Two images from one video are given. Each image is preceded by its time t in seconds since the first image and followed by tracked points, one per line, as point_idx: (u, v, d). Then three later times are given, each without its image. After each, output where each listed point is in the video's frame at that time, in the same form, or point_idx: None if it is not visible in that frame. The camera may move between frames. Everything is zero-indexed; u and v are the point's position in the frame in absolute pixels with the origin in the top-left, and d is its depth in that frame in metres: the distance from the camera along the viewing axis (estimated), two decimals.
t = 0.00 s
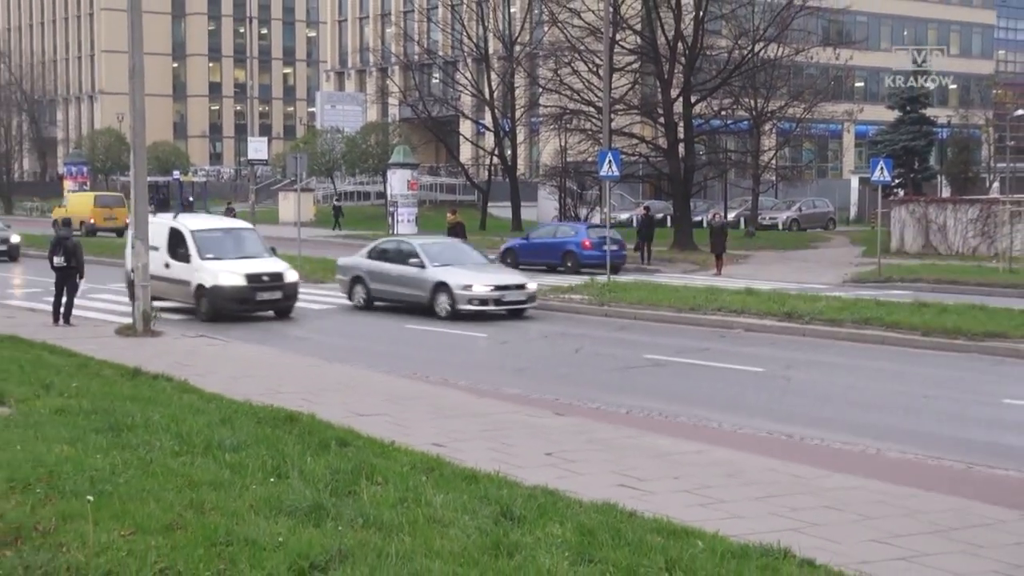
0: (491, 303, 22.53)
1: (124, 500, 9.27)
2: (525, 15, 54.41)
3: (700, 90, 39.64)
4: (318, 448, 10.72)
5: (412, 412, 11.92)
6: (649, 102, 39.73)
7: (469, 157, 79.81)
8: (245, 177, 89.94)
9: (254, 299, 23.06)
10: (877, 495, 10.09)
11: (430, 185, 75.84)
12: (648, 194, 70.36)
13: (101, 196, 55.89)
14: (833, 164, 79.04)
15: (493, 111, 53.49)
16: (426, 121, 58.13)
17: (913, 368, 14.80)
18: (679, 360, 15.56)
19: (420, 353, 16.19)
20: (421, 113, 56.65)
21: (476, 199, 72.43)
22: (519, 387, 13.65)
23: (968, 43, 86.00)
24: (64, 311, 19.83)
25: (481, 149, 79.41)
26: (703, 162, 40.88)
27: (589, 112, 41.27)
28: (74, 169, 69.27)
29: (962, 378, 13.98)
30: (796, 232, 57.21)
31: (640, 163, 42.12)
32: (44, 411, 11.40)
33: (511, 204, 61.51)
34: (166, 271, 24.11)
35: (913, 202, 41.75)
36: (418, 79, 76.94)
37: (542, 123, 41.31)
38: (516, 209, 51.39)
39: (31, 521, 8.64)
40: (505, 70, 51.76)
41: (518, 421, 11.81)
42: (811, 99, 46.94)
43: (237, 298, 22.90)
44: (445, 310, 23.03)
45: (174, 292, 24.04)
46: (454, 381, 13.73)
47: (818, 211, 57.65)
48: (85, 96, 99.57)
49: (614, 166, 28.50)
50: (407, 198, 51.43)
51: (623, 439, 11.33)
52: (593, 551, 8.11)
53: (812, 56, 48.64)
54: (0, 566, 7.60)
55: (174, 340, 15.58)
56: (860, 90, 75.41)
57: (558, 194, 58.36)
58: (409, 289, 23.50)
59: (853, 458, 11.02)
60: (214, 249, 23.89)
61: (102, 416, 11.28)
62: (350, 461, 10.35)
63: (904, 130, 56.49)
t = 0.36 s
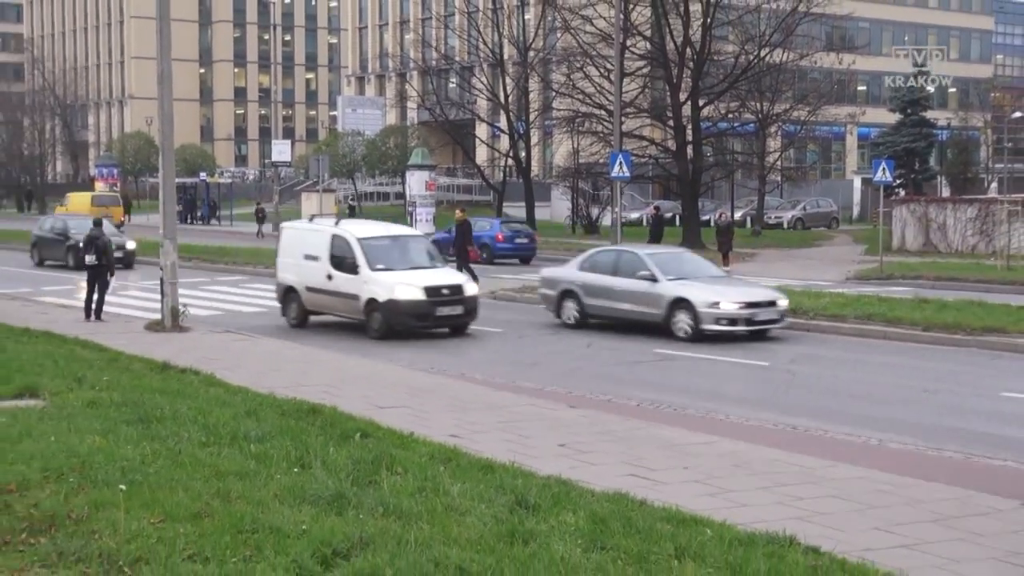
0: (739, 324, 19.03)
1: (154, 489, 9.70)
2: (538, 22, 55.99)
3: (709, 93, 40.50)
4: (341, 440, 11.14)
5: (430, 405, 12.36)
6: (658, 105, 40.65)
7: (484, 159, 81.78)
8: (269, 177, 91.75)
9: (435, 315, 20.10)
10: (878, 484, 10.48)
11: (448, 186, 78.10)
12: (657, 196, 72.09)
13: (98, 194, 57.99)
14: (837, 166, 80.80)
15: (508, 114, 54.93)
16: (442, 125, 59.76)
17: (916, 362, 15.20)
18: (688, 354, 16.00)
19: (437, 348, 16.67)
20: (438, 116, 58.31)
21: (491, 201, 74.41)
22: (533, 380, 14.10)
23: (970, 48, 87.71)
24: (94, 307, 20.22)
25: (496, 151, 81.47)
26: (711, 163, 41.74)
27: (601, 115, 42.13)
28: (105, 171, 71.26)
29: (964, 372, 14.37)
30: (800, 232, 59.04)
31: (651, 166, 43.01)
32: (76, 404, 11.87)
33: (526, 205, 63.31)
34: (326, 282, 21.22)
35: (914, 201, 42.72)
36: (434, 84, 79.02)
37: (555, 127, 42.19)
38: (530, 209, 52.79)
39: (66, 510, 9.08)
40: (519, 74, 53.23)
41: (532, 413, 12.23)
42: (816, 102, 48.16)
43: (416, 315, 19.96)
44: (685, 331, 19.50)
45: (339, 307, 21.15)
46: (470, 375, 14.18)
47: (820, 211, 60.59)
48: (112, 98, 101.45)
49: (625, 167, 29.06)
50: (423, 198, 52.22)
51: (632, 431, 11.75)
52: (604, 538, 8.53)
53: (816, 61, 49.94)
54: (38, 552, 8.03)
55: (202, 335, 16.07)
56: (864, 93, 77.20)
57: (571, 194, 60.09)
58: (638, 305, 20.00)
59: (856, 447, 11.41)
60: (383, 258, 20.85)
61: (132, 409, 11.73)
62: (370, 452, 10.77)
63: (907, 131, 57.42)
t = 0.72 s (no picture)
0: None
1: (181, 479, 10.11)
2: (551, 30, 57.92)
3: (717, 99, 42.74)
4: (361, 431, 11.58)
5: (447, 399, 12.82)
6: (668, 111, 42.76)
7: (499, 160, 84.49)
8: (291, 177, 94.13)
9: (658, 337, 17.35)
10: (879, 476, 10.89)
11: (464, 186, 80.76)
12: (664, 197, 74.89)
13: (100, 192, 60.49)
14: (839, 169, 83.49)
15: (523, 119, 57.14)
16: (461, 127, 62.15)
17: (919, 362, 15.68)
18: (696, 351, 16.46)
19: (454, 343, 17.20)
20: (457, 119, 60.76)
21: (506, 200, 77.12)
22: (547, 375, 14.59)
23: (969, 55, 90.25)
24: (124, 303, 20.85)
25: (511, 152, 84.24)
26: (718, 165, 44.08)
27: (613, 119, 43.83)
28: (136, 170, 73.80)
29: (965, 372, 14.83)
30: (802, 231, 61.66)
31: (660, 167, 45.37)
32: (106, 397, 12.33)
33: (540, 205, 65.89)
34: (524, 298, 18.65)
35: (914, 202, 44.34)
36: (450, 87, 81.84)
37: (568, 130, 43.87)
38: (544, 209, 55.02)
39: (96, 498, 9.49)
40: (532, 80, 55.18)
41: (547, 407, 12.67)
42: (819, 107, 50.64)
43: (638, 337, 17.22)
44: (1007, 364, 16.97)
45: (539, 326, 18.54)
46: (486, 370, 14.66)
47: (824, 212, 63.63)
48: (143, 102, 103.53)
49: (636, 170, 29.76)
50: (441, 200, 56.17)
51: (642, 424, 12.17)
52: (615, 528, 8.93)
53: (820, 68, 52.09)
54: (69, 539, 8.42)
55: (227, 331, 16.58)
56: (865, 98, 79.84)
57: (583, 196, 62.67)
58: (937, 333, 17.59)
59: (859, 441, 11.82)
60: (590, 271, 18.17)
61: (160, 401, 12.19)
62: (389, 444, 11.19)
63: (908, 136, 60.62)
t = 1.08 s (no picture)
0: None
1: (206, 467, 10.50)
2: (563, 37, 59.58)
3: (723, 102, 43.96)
4: (378, 423, 12.02)
5: (464, 391, 13.30)
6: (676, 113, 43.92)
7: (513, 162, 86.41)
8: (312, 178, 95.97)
9: (958, 371, 14.10)
10: (881, 468, 11.31)
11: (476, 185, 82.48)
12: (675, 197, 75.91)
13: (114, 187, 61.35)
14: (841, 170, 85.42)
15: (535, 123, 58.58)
16: (475, 131, 63.67)
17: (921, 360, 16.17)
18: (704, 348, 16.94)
19: (469, 336, 17.79)
20: (471, 121, 62.40)
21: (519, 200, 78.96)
22: (560, 367, 15.08)
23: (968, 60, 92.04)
24: (153, 299, 21.33)
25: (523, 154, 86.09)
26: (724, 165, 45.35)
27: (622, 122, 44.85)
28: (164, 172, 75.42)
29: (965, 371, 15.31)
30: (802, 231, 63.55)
31: (668, 168, 46.62)
32: (134, 389, 12.82)
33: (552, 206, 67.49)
34: (778, 321, 15.42)
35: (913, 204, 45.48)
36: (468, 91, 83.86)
37: (579, 133, 44.87)
38: (555, 208, 56.57)
39: (124, 486, 9.85)
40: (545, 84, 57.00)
41: (559, 399, 13.13)
42: (824, 111, 52.18)
43: (936, 369, 13.98)
44: None
45: (798, 353, 15.32)
46: (502, 363, 15.16)
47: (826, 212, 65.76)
48: (170, 105, 105.30)
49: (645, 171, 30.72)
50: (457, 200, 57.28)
51: (652, 416, 12.62)
52: (624, 517, 9.36)
53: (823, 74, 53.74)
54: (98, 525, 8.74)
55: (251, 326, 17.09)
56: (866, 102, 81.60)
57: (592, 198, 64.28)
58: None
59: (860, 434, 12.26)
60: (864, 291, 15.00)
61: (186, 393, 12.66)
62: (406, 435, 11.62)
63: (908, 139, 61.41)
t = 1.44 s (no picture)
0: None
1: (227, 458, 10.89)
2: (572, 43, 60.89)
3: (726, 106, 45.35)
4: (393, 416, 12.46)
5: (475, 385, 13.76)
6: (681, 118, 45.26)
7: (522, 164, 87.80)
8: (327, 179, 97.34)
9: None
10: (877, 460, 11.72)
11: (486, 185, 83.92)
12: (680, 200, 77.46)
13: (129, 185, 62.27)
14: (841, 173, 86.85)
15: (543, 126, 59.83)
16: (486, 135, 64.90)
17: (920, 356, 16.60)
18: (707, 343, 17.41)
19: (479, 331, 18.32)
20: (481, 125, 63.72)
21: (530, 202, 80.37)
22: (567, 361, 15.56)
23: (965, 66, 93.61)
24: (175, 295, 21.85)
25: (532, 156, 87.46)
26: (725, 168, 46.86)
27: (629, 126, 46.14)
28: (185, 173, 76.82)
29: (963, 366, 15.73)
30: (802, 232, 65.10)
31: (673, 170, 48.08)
32: (157, 381, 13.32)
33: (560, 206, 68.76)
34: None
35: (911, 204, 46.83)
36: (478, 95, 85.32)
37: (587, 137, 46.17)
38: (563, 208, 57.81)
39: (147, 476, 10.17)
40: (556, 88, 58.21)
41: (567, 393, 13.57)
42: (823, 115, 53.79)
43: None
44: None
45: None
46: (511, 358, 15.64)
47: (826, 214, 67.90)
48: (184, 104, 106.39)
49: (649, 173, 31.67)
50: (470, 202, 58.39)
51: (657, 410, 13.04)
52: (629, 507, 9.78)
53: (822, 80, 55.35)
54: (123, 513, 8.99)
55: (271, 322, 17.59)
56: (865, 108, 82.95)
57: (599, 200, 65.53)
58: None
59: (857, 428, 12.68)
60: None
61: (208, 386, 13.14)
62: (419, 427, 12.06)
63: (905, 141, 61.82)
